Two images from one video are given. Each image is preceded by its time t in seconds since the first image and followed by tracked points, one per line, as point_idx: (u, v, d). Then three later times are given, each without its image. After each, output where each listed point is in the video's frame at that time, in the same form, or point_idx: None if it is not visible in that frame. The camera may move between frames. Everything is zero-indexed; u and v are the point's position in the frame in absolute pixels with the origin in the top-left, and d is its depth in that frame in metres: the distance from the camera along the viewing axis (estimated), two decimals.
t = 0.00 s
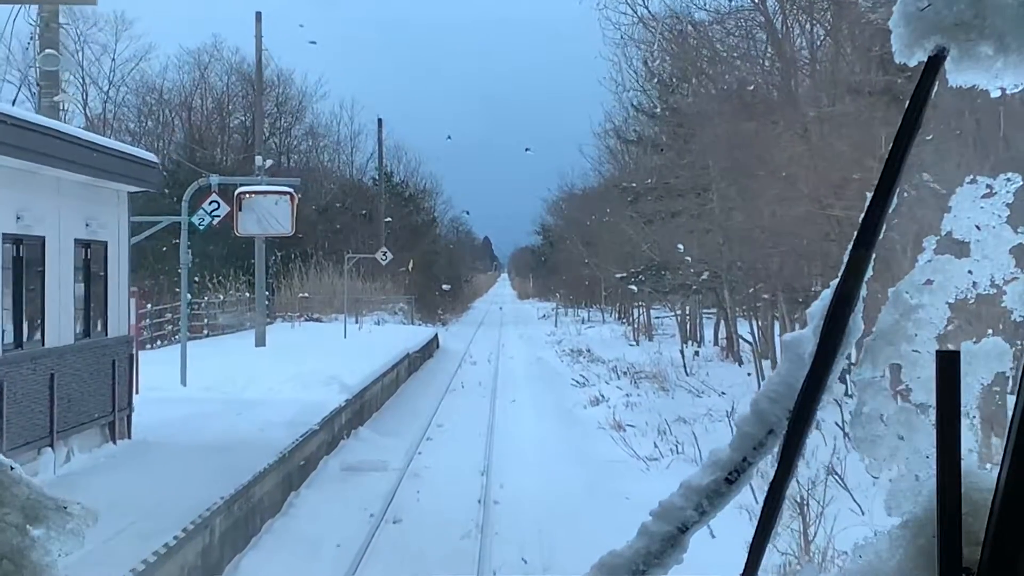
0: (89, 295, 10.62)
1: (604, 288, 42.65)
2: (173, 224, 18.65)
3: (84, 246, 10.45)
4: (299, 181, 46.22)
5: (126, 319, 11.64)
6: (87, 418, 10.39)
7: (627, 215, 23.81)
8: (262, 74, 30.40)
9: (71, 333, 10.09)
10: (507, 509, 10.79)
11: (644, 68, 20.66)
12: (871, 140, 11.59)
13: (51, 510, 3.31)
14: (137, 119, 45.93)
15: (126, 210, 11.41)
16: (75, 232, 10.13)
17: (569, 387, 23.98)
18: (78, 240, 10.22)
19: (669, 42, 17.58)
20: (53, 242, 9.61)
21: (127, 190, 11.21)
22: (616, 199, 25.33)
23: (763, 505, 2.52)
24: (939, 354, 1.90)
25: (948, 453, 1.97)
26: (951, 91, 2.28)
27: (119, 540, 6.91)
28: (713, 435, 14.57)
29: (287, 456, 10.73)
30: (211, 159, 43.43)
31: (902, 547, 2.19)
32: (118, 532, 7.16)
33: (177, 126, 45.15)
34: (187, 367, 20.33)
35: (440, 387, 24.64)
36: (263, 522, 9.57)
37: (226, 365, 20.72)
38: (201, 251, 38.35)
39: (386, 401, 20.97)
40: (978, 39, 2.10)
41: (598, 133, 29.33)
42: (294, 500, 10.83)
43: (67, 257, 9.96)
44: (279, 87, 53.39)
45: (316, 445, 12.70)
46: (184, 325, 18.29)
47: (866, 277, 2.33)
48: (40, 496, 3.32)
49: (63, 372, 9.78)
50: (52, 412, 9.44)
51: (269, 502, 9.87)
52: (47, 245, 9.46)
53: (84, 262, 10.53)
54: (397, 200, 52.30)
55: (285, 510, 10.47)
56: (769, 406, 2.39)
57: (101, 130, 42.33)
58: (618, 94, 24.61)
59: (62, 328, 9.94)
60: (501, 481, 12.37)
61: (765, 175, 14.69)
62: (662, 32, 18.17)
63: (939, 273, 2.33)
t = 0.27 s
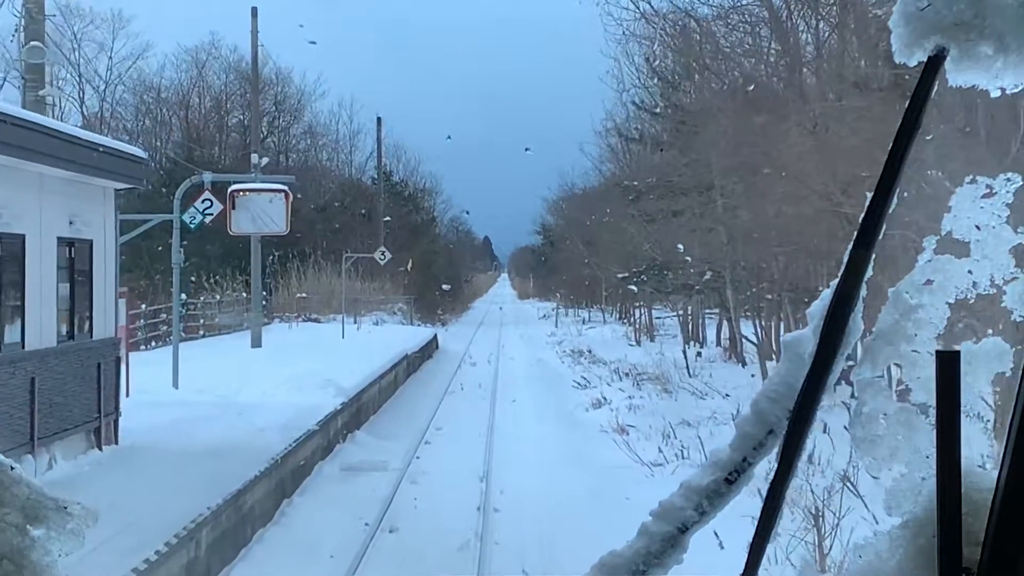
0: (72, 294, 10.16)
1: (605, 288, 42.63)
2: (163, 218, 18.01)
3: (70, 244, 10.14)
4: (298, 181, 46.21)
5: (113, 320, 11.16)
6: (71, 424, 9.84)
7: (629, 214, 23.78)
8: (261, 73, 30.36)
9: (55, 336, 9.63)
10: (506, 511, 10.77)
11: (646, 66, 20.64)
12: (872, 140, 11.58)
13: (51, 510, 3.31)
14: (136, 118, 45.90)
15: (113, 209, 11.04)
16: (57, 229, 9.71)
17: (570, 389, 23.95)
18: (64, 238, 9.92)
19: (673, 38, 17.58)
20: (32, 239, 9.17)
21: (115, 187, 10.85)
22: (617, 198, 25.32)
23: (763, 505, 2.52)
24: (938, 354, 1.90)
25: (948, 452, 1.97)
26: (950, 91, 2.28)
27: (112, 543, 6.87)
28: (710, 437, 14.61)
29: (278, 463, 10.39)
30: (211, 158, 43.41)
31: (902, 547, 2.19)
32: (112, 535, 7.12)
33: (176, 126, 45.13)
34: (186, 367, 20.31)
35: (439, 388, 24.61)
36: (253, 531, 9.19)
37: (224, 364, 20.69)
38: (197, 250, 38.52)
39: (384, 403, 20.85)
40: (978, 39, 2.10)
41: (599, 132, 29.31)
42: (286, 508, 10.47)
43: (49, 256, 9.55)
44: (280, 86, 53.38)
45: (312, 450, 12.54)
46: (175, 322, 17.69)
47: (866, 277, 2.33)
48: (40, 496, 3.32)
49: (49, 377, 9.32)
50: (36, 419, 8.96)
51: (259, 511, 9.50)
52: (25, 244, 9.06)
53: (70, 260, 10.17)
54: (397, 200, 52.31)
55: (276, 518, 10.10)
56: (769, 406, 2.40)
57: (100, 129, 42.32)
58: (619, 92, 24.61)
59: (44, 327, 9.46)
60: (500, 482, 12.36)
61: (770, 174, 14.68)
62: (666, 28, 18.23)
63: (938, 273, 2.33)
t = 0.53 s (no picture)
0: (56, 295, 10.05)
1: (606, 289, 42.62)
2: (156, 215, 17.51)
3: (49, 243, 9.92)
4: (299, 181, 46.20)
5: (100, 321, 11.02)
6: (53, 429, 9.67)
7: (631, 213, 23.75)
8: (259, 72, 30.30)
9: (33, 336, 9.46)
10: (507, 514, 10.76)
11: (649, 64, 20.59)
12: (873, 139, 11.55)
13: (51, 511, 3.30)
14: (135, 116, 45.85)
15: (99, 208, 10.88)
16: (38, 226, 9.58)
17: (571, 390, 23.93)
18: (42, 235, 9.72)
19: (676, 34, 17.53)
20: (8, 235, 8.99)
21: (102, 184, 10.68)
22: (619, 197, 25.30)
23: (763, 505, 2.53)
24: (938, 354, 1.90)
25: (949, 455, 1.97)
26: (951, 90, 2.27)
27: (109, 546, 6.85)
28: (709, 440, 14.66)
29: (270, 469, 10.14)
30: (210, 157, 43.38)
31: (902, 547, 2.18)
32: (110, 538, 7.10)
33: (174, 124, 45.10)
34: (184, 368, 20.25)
35: (438, 390, 24.59)
36: (242, 542, 8.91)
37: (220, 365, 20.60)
38: (194, 250, 38.54)
39: (382, 405, 20.77)
40: (978, 39, 2.10)
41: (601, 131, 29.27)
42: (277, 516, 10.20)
43: (28, 253, 9.35)
44: (280, 85, 53.33)
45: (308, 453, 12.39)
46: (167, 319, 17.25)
47: (865, 276, 2.33)
48: (41, 496, 3.31)
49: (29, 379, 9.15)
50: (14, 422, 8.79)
51: (250, 521, 9.23)
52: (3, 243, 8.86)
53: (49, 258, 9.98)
54: (397, 199, 52.27)
55: (267, 527, 9.83)
56: (769, 406, 2.40)
57: (99, 128, 42.27)
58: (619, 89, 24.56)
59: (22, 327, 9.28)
60: (499, 484, 12.36)
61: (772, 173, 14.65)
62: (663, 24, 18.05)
63: (939, 273, 2.33)
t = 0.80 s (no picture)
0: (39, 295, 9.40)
1: (607, 289, 42.61)
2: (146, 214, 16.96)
3: (33, 243, 9.30)
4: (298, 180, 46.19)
5: (85, 324, 10.33)
6: (33, 436, 8.98)
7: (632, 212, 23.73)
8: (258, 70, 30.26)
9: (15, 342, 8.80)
10: (507, 513, 10.73)
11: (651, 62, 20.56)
12: (872, 138, 11.53)
13: (50, 511, 3.30)
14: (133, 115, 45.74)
15: (85, 204, 10.24)
16: (21, 223, 8.89)
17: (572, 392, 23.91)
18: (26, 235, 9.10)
19: (682, 31, 17.59)
20: None
21: (87, 179, 10.05)
22: (620, 196, 25.29)
23: (762, 505, 2.53)
24: (938, 353, 1.90)
25: (949, 454, 1.97)
26: (951, 91, 2.27)
27: (107, 545, 6.81)
28: (712, 441, 14.55)
29: (263, 476, 9.79)
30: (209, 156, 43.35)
31: (901, 547, 2.18)
32: (108, 537, 7.07)
33: (173, 123, 45.05)
34: (182, 368, 20.23)
35: (438, 391, 24.57)
36: (230, 553, 8.52)
37: (218, 365, 20.57)
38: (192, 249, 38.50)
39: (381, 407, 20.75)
40: (978, 39, 2.09)
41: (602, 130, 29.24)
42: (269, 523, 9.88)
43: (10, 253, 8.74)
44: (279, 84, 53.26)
45: (307, 456, 12.16)
46: (160, 321, 17.00)
47: (866, 276, 2.33)
48: (40, 496, 3.31)
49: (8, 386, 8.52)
50: None
51: (240, 530, 8.88)
52: None
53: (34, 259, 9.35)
54: (397, 199, 52.23)
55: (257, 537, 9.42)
56: (768, 406, 2.40)
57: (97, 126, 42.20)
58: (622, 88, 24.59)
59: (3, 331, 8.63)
60: (499, 483, 12.34)
61: (773, 172, 14.60)
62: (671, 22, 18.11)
63: (939, 273, 2.33)
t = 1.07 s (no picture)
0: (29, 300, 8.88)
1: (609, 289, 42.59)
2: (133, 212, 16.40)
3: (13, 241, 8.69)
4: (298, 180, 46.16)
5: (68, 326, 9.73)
6: (17, 443, 8.41)
7: (633, 211, 23.71)
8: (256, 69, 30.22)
9: None
10: (509, 516, 10.70)
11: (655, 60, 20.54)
12: (873, 135, 11.50)
13: (51, 511, 3.31)
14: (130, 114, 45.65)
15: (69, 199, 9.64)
16: (1, 222, 8.25)
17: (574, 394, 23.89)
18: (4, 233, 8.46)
19: (683, 26, 17.56)
20: None
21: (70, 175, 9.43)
22: (621, 195, 25.29)
23: (762, 504, 2.53)
24: (939, 354, 1.90)
25: (950, 454, 1.97)
26: (952, 91, 2.27)
27: (110, 542, 6.79)
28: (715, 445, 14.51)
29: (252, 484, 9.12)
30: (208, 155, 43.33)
31: (901, 547, 2.18)
32: (114, 532, 7.06)
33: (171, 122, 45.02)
34: (180, 368, 20.19)
35: (439, 393, 24.56)
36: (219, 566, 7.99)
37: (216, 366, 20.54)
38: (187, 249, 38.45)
39: (380, 409, 20.73)
40: (978, 39, 2.09)
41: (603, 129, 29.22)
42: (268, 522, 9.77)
43: None
44: (279, 82, 53.18)
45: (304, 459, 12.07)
46: (148, 321, 16.42)
47: (865, 277, 2.33)
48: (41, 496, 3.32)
49: None
50: None
51: (229, 542, 8.34)
52: None
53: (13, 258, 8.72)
54: (397, 198, 52.23)
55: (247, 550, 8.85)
56: (768, 405, 2.39)
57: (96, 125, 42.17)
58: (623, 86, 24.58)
59: None
60: (500, 486, 12.31)
61: (774, 172, 14.57)
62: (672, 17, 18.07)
63: (939, 273, 2.33)
